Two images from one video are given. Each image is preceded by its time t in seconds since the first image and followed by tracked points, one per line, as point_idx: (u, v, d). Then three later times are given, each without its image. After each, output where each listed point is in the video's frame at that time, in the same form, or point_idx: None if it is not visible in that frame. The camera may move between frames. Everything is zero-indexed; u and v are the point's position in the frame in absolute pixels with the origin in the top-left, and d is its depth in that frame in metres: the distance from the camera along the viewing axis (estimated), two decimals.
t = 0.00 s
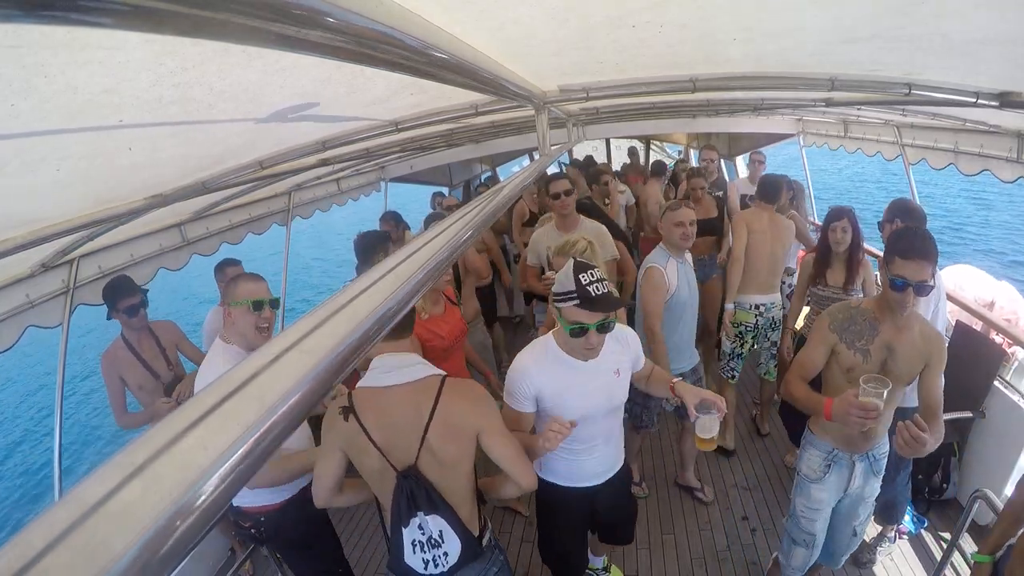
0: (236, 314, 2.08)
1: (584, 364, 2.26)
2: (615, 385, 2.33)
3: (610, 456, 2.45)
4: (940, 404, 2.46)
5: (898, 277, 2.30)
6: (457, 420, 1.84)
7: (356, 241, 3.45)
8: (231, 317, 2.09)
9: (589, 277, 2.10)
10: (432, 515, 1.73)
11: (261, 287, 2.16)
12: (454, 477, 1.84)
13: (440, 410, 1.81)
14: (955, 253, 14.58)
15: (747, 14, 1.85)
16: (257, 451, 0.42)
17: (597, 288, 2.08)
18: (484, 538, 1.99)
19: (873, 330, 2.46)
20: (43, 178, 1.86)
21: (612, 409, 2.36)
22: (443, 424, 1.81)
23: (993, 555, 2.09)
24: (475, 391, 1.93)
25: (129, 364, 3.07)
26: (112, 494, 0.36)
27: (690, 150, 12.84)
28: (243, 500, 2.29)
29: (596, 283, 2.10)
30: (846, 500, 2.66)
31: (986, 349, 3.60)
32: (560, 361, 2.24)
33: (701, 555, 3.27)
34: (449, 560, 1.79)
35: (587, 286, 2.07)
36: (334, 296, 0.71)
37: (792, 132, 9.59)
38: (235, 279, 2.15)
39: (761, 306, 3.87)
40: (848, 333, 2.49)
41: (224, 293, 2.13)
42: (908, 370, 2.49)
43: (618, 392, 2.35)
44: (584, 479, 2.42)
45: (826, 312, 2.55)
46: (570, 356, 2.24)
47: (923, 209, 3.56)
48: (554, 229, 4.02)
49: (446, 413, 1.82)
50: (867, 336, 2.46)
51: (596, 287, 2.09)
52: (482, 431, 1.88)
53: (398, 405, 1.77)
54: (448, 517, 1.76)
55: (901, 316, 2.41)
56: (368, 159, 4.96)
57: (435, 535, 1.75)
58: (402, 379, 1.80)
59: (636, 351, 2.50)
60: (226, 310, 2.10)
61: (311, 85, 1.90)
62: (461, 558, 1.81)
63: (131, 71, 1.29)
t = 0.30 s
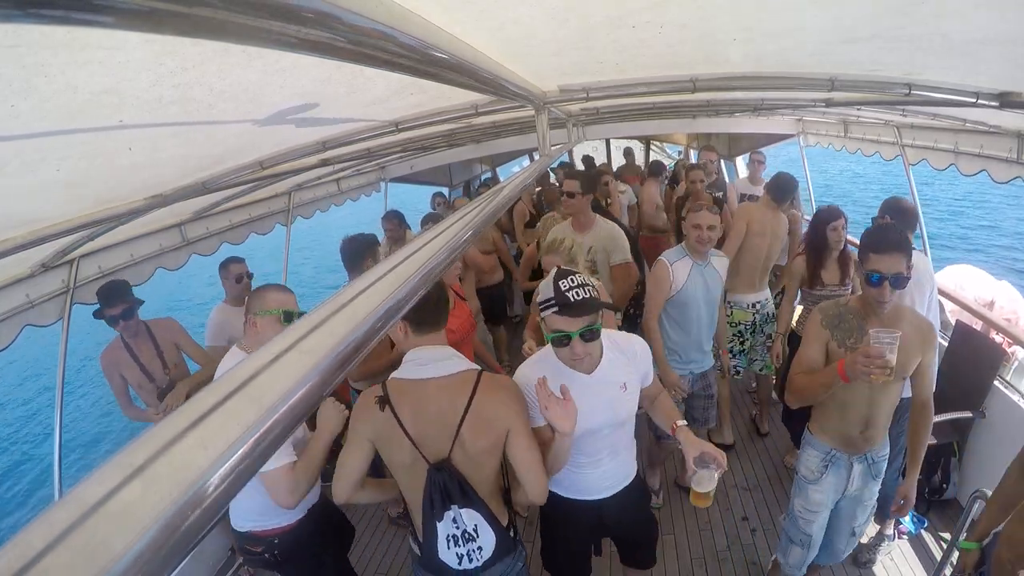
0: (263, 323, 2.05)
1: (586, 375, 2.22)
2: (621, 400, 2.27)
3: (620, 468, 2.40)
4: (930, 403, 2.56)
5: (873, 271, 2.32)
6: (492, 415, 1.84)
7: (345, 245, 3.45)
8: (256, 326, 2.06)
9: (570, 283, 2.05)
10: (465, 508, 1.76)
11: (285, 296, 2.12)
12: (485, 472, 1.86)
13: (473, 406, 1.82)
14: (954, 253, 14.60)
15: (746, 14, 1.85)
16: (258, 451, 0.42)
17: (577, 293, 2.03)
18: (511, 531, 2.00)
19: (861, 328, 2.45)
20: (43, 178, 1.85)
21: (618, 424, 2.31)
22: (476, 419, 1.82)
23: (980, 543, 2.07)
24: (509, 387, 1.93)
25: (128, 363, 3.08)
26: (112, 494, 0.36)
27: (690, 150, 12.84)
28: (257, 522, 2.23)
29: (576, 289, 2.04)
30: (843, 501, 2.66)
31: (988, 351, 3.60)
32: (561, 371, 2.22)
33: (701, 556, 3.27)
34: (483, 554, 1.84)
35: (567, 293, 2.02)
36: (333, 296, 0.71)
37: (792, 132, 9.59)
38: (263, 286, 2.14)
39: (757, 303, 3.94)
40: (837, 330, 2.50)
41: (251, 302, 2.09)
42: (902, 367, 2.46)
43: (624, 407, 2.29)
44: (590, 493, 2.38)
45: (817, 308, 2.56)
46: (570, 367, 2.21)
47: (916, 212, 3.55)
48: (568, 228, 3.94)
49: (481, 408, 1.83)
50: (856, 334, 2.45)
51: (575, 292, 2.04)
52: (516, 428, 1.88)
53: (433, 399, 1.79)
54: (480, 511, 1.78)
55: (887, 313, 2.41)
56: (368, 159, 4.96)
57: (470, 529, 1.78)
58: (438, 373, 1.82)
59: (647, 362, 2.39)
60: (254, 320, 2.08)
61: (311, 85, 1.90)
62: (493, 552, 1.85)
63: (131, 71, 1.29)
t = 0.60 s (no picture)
0: (257, 325, 2.04)
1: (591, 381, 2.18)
2: (621, 418, 2.16)
3: (616, 488, 2.28)
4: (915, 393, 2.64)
5: (862, 271, 2.32)
6: (499, 414, 1.85)
7: (345, 248, 3.45)
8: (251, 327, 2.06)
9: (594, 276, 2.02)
10: (473, 509, 1.77)
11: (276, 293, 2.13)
12: (492, 472, 1.87)
13: (481, 407, 1.82)
14: (953, 254, 14.61)
15: (747, 14, 1.85)
16: (258, 450, 0.42)
17: (596, 287, 1.99)
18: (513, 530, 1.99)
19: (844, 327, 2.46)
20: (43, 178, 1.85)
21: (616, 443, 2.21)
22: (483, 420, 1.82)
23: (951, 524, 2.42)
24: (518, 388, 1.93)
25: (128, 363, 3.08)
26: (112, 494, 0.36)
27: (690, 150, 12.83)
28: (266, 524, 2.20)
29: (599, 284, 2.00)
30: (838, 503, 2.66)
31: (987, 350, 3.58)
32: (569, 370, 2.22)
33: (702, 556, 3.27)
34: (489, 554, 1.84)
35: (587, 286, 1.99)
36: (333, 296, 0.71)
37: (792, 132, 9.58)
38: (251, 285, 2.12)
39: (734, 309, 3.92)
40: (824, 331, 2.51)
41: (241, 304, 2.07)
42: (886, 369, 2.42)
43: (626, 427, 2.18)
44: (584, 504, 2.33)
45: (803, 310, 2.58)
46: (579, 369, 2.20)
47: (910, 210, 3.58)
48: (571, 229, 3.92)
49: (489, 408, 1.83)
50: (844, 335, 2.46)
51: (597, 286, 1.99)
52: (525, 428, 1.89)
53: (440, 399, 1.80)
54: (487, 511, 1.79)
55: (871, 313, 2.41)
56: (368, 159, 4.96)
57: (477, 529, 1.79)
58: (448, 374, 1.83)
59: (664, 386, 2.18)
60: (246, 321, 2.07)
61: (311, 85, 1.90)
62: (500, 551, 1.86)
63: (130, 71, 1.29)
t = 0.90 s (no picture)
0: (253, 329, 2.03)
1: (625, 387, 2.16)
2: (644, 432, 2.11)
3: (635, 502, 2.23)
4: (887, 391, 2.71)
5: (852, 267, 2.34)
6: (471, 412, 1.89)
7: (348, 241, 3.43)
8: (248, 331, 2.06)
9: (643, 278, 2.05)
10: (446, 506, 1.81)
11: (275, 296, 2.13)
12: (463, 469, 1.92)
13: (452, 404, 1.86)
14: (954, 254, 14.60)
15: (747, 14, 1.85)
16: (259, 449, 0.42)
17: (642, 288, 2.01)
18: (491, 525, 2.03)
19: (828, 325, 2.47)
20: (43, 179, 1.85)
21: (638, 457, 2.16)
22: (455, 417, 1.86)
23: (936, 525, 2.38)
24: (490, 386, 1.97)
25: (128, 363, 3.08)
26: (112, 494, 0.36)
27: (691, 150, 12.80)
28: (268, 527, 2.19)
29: (647, 285, 2.02)
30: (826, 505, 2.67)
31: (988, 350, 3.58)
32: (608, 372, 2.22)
33: (702, 556, 3.26)
34: (464, 548, 1.88)
35: (635, 285, 2.02)
36: (334, 296, 0.71)
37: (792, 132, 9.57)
38: (246, 288, 2.12)
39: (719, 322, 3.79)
40: (810, 332, 2.51)
41: (238, 308, 2.08)
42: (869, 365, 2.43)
43: (648, 443, 2.11)
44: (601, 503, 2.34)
45: (786, 313, 2.58)
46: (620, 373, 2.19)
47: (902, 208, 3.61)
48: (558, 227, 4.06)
49: (461, 406, 1.88)
50: (830, 334, 2.46)
51: (645, 287, 2.01)
52: (497, 424, 1.94)
53: (415, 399, 1.83)
54: (460, 508, 1.83)
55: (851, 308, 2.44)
56: (368, 159, 4.96)
57: (451, 525, 1.83)
58: (418, 374, 1.84)
59: (699, 413, 2.04)
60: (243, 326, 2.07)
61: (311, 85, 1.90)
62: (475, 545, 1.90)
63: (131, 71, 1.29)
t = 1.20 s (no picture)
0: (253, 332, 2.04)
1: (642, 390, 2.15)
2: (669, 433, 2.11)
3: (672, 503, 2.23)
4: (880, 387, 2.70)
5: (845, 268, 2.34)
6: (432, 404, 1.97)
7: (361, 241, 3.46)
8: (248, 334, 2.07)
9: (658, 276, 2.03)
10: (418, 499, 1.86)
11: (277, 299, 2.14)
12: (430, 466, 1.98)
13: (416, 399, 1.92)
14: (954, 254, 14.60)
15: (746, 14, 1.85)
16: (259, 449, 0.42)
17: (656, 287, 2.00)
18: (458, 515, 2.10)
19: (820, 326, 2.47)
20: (43, 178, 1.85)
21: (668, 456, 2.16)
22: (420, 412, 1.93)
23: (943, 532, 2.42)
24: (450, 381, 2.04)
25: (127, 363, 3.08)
26: (111, 494, 0.36)
27: (690, 149, 12.79)
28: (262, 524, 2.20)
29: (661, 284, 2.01)
30: (823, 508, 2.68)
31: (988, 350, 3.58)
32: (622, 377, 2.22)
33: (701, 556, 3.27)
34: (436, 540, 1.93)
35: (650, 283, 2.01)
36: (334, 296, 0.71)
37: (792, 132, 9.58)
38: (247, 291, 2.12)
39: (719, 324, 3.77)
40: (806, 334, 2.51)
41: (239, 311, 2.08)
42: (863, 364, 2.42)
43: (674, 443, 2.11)
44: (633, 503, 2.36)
45: (781, 316, 2.58)
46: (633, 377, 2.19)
47: (901, 206, 3.60)
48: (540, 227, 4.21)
49: (424, 400, 1.95)
50: (826, 334, 2.46)
51: (659, 286, 2.00)
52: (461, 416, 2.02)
53: (379, 398, 1.86)
54: (432, 501, 1.88)
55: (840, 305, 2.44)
56: (368, 159, 4.96)
57: (422, 517, 1.88)
58: (382, 372, 1.88)
59: (720, 406, 2.03)
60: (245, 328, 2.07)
61: (311, 85, 1.90)
62: (447, 535, 1.95)
63: (131, 71, 1.29)
